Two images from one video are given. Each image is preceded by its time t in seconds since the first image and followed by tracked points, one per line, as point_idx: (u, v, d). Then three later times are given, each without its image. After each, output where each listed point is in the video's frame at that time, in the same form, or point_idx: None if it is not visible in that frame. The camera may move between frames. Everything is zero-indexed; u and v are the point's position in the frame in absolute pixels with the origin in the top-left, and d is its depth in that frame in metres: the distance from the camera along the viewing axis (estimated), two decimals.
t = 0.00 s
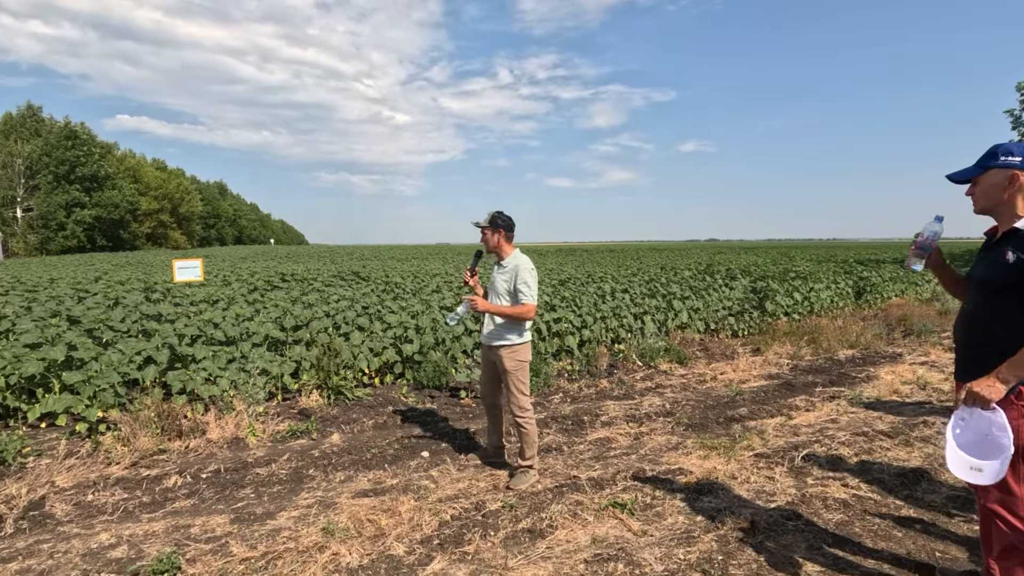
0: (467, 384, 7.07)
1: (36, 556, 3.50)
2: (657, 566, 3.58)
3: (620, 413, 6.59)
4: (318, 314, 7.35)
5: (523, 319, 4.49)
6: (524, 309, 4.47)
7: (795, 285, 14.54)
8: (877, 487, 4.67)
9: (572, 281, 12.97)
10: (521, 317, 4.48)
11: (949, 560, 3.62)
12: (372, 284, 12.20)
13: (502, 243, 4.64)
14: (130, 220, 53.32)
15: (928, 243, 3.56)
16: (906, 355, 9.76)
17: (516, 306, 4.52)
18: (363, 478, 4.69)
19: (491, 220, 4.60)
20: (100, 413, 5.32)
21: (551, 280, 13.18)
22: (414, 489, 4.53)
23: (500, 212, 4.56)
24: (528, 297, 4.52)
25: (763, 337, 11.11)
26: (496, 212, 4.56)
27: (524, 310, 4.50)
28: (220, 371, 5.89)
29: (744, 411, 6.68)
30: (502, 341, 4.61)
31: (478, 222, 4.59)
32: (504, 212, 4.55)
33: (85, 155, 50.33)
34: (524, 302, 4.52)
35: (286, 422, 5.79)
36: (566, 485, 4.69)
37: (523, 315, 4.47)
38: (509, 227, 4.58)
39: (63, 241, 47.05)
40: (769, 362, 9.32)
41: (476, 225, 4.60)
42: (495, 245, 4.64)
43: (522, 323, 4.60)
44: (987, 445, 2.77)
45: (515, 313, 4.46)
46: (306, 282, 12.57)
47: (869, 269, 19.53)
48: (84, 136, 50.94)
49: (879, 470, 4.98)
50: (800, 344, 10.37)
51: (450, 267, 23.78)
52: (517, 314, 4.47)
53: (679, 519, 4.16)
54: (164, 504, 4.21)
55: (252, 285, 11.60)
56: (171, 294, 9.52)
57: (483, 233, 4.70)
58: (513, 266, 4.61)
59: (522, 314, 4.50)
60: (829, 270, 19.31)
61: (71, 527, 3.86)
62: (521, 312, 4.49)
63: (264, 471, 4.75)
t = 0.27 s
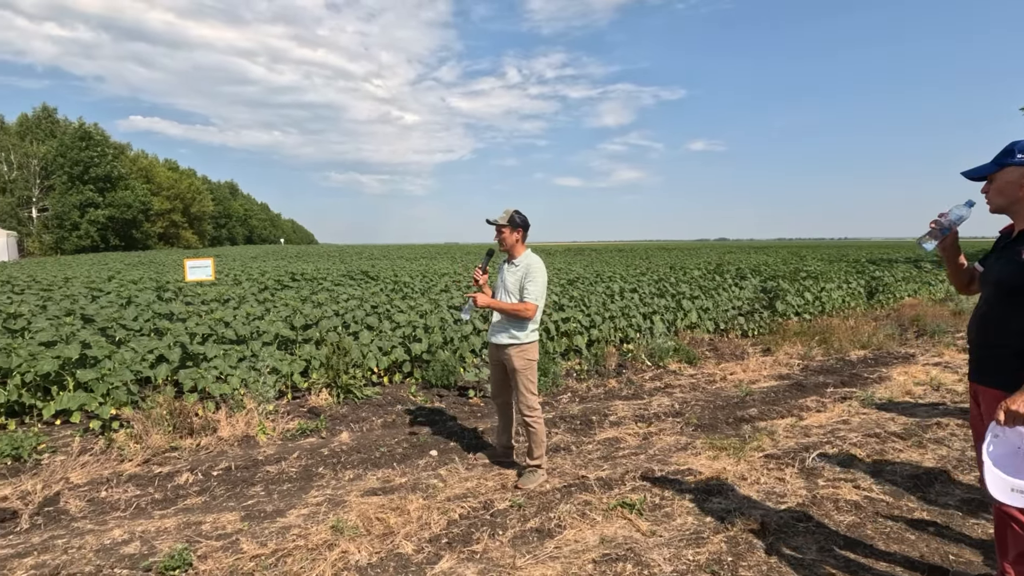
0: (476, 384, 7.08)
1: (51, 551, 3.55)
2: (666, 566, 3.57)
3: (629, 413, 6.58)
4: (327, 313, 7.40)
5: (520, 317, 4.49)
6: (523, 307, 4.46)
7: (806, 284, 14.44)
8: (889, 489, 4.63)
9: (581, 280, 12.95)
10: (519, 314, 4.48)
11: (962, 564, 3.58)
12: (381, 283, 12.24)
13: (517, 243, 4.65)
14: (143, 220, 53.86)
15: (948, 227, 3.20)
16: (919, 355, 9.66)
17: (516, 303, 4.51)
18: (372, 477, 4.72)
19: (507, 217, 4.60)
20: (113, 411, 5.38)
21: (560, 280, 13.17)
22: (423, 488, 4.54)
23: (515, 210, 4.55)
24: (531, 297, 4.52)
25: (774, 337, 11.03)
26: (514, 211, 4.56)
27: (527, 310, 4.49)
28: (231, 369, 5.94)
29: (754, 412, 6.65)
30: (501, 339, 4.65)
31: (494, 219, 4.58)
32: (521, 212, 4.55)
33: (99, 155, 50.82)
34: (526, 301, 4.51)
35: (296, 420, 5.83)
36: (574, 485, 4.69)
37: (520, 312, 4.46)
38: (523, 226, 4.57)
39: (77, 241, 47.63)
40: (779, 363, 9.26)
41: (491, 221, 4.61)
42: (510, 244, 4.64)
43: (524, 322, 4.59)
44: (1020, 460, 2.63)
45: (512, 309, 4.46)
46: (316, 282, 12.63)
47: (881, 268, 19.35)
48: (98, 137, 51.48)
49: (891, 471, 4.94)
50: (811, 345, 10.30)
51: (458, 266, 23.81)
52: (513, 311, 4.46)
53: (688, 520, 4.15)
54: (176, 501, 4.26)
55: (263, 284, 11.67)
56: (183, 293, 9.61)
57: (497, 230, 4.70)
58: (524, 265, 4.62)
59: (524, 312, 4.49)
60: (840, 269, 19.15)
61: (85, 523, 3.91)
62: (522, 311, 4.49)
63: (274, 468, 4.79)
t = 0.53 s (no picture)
0: (482, 383, 7.09)
1: (63, 547, 3.59)
2: (673, 567, 3.57)
3: (636, 412, 6.57)
4: (335, 313, 7.44)
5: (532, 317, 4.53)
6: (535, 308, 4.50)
7: (815, 284, 14.35)
8: (899, 490, 4.60)
9: (588, 280, 12.93)
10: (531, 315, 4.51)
11: (972, 566, 3.55)
12: (388, 282, 12.28)
13: (523, 243, 4.65)
14: (153, 220, 54.29)
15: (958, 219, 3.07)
16: (930, 356, 9.57)
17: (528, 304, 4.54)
18: (379, 475, 4.74)
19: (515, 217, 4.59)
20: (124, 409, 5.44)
21: (567, 279, 13.16)
22: (430, 487, 4.56)
23: (524, 210, 4.55)
24: (542, 297, 4.54)
25: (783, 337, 10.97)
26: (524, 211, 4.57)
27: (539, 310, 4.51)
28: (239, 368, 5.99)
29: (762, 412, 6.62)
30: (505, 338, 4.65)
31: (502, 219, 4.57)
32: (530, 212, 4.56)
33: (110, 155, 51.19)
34: (537, 301, 4.54)
35: (304, 419, 5.86)
36: (581, 485, 4.68)
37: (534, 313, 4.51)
38: (531, 226, 4.58)
39: (89, 241, 48.10)
40: (788, 363, 9.21)
41: (499, 221, 4.59)
42: (517, 243, 4.64)
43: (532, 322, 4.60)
44: None
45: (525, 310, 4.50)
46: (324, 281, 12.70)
47: (892, 268, 19.19)
48: (109, 137, 51.88)
49: (901, 473, 4.90)
50: (820, 345, 10.23)
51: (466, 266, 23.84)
52: (526, 312, 4.51)
53: (695, 520, 4.14)
54: (185, 498, 4.30)
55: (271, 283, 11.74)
56: (193, 292, 9.68)
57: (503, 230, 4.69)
58: (530, 265, 4.62)
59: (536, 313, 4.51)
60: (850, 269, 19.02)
61: (97, 519, 3.95)
62: (534, 311, 4.51)
63: (282, 466, 4.82)
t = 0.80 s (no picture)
0: (488, 382, 7.09)
1: (72, 544, 3.62)
2: (679, 567, 3.56)
3: (642, 412, 6.56)
4: (340, 312, 7.47)
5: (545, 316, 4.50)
6: (549, 306, 4.47)
7: (822, 284, 14.27)
8: (907, 492, 4.57)
9: (594, 280, 12.92)
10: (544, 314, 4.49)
11: (980, 569, 3.53)
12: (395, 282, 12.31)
13: (526, 242, 4.66)
14: (161, 220, 54.63)
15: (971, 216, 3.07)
16: (938, 356, 9.51)
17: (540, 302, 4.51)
18: (384, 474, 4.76)
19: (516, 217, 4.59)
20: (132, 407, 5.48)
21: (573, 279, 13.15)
22: (435, 486, 4.57)
23: (525, 210, 4.56)
24: (551, 296, 4.52)
25: (790, 337, 10.92)
26: (524, 211, 4.57)
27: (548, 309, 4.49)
28: (246, 366, 6.02)
29: (769, 413, 6.59)
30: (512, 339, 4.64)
31: (504, 219, 4.58)
32: (531, 211, 4.56)
33: (119, 155, 51.53)
34: (547, 299, 4.52)
35: (310, 418, 5.88)
36: (587, 485, 4.68)
37: (547, 312, 4.48)
38: (533, 225, 4.59)
39: (98, 241, 48.48)
40: (794, 363, 9.16)
41: (501, 221, 4.60)
42: (519, 243, 4.66)
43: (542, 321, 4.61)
44: None
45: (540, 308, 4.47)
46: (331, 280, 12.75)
47: (901, 268, 19.07)
48: (118, 137, 52.23)
49: (910, 474, 4.87)
50: (828, 345, 10.18)
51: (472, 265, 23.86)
52: (540, 311, 4.47)
53: (700, 521, 4.13)
54: (192, 496, 4.32)
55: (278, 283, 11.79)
56: (200, 291, 9.73)
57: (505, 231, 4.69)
58: (534, 265, 4.62)
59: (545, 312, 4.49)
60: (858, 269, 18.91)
61: (105, 517, 3.99)
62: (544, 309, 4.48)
63: (288, 465, 4.84)
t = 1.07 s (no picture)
0: (492, 382, 7.10)
1: (78, 542, 3.65)
2: (682, 568, 3.56)
3: (645, 413, 6.56)
4: (345, 312, 7.49)
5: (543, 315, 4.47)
6: (549, 303, 4.43)
7: (828, 284, 14.22)
8: (913, 493, 4.55)
9: (599, 280, 12.91)
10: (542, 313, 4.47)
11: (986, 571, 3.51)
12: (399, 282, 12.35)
13: (527, 242, 4.67)
14: (168, 220, 54.89)
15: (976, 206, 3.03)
16: (945, 357, 9.46)
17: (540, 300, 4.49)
18: (388, 474, 4.77)
19: (519, 217, 4.60)
20: (138, 406, 5.51)
21: (577, 279, 13.15)
22: (438, 486, 4.57)
23: (527, 209, 4.56)
24: (551, 295, 4.50)
25: (795, 338, 10.88)
26: (525, 210, 4.58)
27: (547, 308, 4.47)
28: (251, 366, 6.05)
29: (774, 414, 6.58)
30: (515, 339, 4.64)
31: (506, 219, 4.60)
32: (532, 211, 4.56)
33: (126, 156, 51.76)
34: (547, 298, 4.50)
35: (314, 417, 5.91)
36: (590, 485, 4.68)
37: (546, 310, 4.46)
38: (536, 225, 4.58)
39: (104, 240, 48.77)
40: (800, 364, 9.13)
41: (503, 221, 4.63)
42: (519, 243, 4.68)
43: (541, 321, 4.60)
44: None
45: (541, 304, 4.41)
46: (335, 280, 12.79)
47: (907, 268, 18.98)
48: (125, 138, 52.47)
49: (916, 476, 4.85)
50: (833, 346, 10.14)
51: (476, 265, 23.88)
52: (541, 308, 4.42)
53: (704, 522, 4.13)
54: (197, 495, 4.35)
55: (283, 283, 11.84)
56: (205, 290, 9.78)
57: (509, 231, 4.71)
58: (536, 265, 4.61)
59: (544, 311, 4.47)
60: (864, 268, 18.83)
61: (111, 515, 4.01)
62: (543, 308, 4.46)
63: (293, 464, 4.86)
